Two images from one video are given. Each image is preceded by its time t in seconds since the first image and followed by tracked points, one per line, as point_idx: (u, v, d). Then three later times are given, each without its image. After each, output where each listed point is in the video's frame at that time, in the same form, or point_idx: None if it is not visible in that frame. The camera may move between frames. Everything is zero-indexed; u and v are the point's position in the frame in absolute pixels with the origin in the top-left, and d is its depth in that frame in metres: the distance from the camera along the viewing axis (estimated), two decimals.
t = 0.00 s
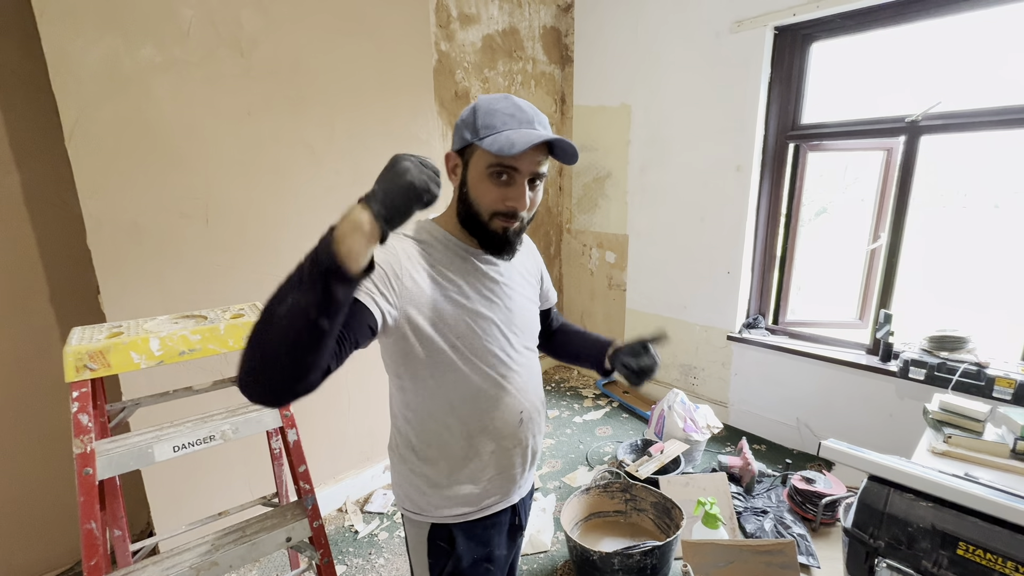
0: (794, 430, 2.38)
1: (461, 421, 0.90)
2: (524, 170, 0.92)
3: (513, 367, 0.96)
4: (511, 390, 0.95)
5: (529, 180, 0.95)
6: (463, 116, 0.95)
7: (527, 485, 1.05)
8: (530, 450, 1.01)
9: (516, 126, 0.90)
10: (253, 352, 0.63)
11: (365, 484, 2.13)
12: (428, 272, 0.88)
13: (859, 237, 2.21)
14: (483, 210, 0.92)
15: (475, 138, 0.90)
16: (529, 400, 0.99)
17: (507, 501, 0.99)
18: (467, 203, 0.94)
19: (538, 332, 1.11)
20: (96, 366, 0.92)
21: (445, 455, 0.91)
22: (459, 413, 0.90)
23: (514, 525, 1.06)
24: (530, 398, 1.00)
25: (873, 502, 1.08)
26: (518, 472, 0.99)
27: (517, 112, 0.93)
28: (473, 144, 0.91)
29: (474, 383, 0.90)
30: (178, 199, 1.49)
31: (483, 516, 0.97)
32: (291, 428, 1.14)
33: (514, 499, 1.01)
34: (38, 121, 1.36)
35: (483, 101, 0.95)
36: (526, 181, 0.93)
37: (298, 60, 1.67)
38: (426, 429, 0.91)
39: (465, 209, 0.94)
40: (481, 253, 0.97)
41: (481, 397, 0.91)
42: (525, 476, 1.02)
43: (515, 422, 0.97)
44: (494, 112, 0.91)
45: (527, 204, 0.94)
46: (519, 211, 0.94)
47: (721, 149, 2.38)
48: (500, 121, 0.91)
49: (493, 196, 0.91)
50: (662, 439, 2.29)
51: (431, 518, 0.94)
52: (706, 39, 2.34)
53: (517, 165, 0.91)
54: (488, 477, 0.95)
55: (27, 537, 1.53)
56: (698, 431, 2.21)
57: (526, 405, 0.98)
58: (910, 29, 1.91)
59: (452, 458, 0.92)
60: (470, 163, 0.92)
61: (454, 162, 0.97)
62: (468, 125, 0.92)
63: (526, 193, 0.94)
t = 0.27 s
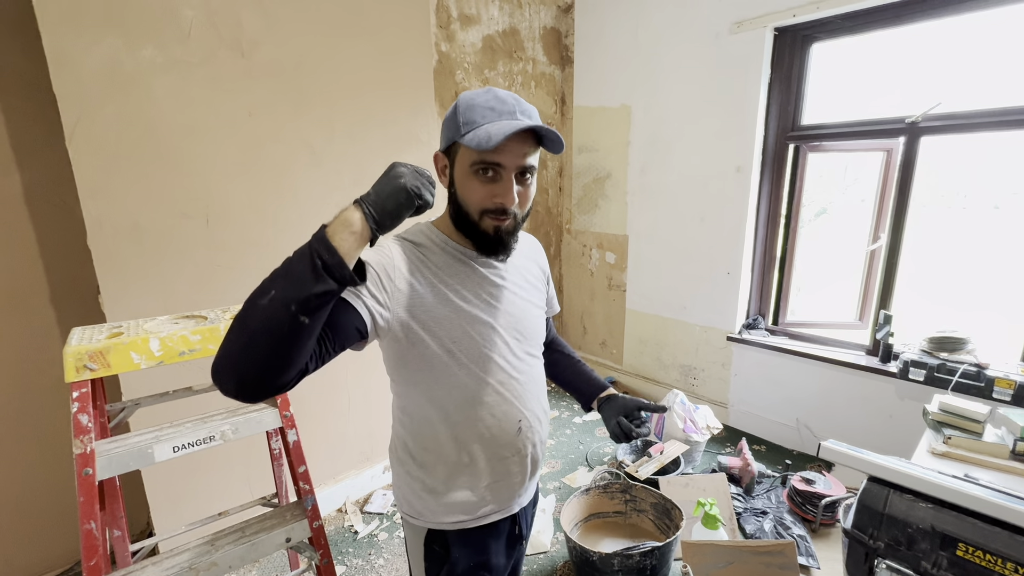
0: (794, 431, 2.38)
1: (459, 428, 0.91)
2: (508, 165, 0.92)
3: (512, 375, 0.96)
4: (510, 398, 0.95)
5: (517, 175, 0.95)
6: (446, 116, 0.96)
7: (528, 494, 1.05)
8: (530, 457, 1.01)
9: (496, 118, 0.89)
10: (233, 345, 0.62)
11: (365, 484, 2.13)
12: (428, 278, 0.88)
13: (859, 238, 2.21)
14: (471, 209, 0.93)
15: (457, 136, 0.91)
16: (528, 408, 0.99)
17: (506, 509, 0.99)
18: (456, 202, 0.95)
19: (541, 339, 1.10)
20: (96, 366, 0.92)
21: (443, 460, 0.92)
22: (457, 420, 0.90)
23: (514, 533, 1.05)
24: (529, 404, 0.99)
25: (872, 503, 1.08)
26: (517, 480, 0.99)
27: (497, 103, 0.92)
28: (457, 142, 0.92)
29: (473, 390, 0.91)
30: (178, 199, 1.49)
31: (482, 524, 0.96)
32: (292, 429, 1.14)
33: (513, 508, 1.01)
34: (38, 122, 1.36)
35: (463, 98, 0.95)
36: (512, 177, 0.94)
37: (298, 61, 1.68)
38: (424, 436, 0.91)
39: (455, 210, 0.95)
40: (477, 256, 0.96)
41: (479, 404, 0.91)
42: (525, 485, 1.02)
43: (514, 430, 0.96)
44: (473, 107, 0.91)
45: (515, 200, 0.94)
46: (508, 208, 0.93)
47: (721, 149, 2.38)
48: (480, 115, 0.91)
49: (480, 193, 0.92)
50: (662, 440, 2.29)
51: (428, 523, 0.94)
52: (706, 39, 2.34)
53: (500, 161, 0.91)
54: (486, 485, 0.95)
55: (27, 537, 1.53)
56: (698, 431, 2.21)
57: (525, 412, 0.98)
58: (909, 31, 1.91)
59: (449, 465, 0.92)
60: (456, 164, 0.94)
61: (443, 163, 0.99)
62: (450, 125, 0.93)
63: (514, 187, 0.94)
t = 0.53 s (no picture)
0: (796, 432, 2.38)
1: (465, 430, 0.91)
2: (501, 145, 0.95)
3: (518, 372, 0.95)
4: (517, 395, 0.95)
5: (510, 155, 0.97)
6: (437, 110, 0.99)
7: (535, 494, 1.05)
8: (537, 456, 1.01)
9: (484, 101, 0.92)
10: (245, 380, 0.65)
11: (366, 483, 2.13)
12: (430, 278, 0.87)
13: (861, 239, 2.21)
14: (468, 192, 0.94)
15: (448, 124, 0.94)
16: (535, 405, 0.99)
17: (514, 509, 0.99)
18: (454, 190, 0.96)
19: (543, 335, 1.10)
20: (100, 366, 0.92)
21: (450, 462, 0.92)
22: (464, 420, 0.90)
23: (521, 536, 1.05)
24: (535, 403, 0.99)
25: (875, 504, 1.08)
26: (524, 479, 0.99)
27: (484, 88, 0.95)
28: (449, 131, 0.95)
29: (479, 388, 0.90)
30: (181, 199, 1.49)
31: (490, 525, 0.97)
32: (295, 428, 1.14)
33: (521, 508, 1.01)
34: (42, 122, 1.36)
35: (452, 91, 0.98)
36: (506, 157, 0.96)
37: (301, 61, 1.68)
38: (430, 438, 0.91)
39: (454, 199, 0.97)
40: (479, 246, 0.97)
41: (486, 403, 0.91)
42: (532, 484, 1.02)
43: (521, 429, 0.96)
44: (462, 95, 0.93)
45: (512, 178, 0.95)
46: (505, 186, 0.95)
47: (723, 149, 2.38)
48: (469, 101, 0.93)
49: (477, 176, 0.94)
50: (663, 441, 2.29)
51: (436, 527, 0.94)
52: (708, 40, 2.34)
53: (493, 142, 0.94)
54: (494, 486, 0.95)
55: (30, 536, 1.53)
56: (699, 432, 2.20)
57: (531, 411, 0.97)
58: (912, 31, 1.91)
59: (457, 467, 0.92)
60: (451, 152, 0.96)
61: (438, 157, 1.01)
62: (441, 117, 0.96)
63: (509, 167, 0.96)
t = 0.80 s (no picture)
0: (798, 433, 2.37)
1: (466, 424, 0.91)
2: (490, 133, 0.98)
3: (516, 364, 0.95)
4: (516, 387, 0.95)
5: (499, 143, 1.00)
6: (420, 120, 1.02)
7: (537, 487, 1.05)
8: (538, 448, 1.01)
9: (467, 97, 0.96)
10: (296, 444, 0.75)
11: (368, 483, 2.13)
12: (425, 275, 0.89)
13: (864, 240, 2.21)
14: (467, 183, 0.96)
15: (436, 125, 0.97)
16: (535, 396, 0.98)
17: (518, 502, 0.99)
18: (452, 186, 0.98)
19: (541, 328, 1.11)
20: (104, 365, 0.93)
21: (452, 456, 0.92)
22: (464, 413, 0.91)
23: (523, 531, 1.06)
24: (536, 394, 0.99)
25: (878, 506, 1.07)
26: (527, 471, 0.99)
27: (463, 89, 0.99)
28: (437, 133, 0.98)
29: (478, 381, 0.91)
30: (184, 199, 1.49)
31: (494, 519, 0.97)
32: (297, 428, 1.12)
33: (524, 501, 1.01)
34: (47, 122, 1.37)
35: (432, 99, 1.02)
36: (497, 144, 0.99)
37: (304, 62, 1.68)
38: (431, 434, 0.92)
39: (453, 195, 0.98)
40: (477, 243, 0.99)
41: (486, 395, 0.91)
42: (535, 477, 1.02)
43: (522, 421, 0.96)
44: (445, 97, 0.97)
45: (506, 162, 0.98)
46: (502, 170, 0.97)
47: (726, 150, 2.37)
48: (452, 101, 0.96)
49: (473, 166, 0.96)
50: (665, 442, 2.29)
51: (440, 523, 0.94)
52: (711, 40, 2.34)
53: (483, 132, 0.97)
54: (497, 479, 0.95)
55: (33, 535, 1.54)
56: (701, 433, 2.20)
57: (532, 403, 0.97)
58: (915, 32, 1.90)
59: (459, 461, 0.92)
60: (443, 151, 0.98)
61: (430, 161, 1.03)
62: (427, 122, 0.99)
63: (502, 153, 0.99)
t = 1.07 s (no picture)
0: (798, 433, 2.37)
1: (459, 417, 0.91)
2: (474, 142, 0.96)
3: (508, 357, 0.95)
4: (508, 380, 0.95)
5: (485, 152, 0.98)
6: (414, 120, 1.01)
7: (530, 478, 1.05)
8: (530, 441, 1.01)
9: (455, 103, 0.93)
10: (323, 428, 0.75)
11: (368, 481, 2.14)
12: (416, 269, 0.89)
13: (866, 240, 2.20)
14: (447, 189, 0.96)
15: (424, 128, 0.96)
16: (527, 390, 0.99)
17: (510, 494, 0.99)
18: (435, 190, 0.98)
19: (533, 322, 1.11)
20: (104, 363, 0.93)
21: (445, 448, 0.92)
22: (457, 406, 0.91)
23: (517, 520, 1.06)
24: (528, 388, 0.99)
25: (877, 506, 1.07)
26: (519, 464, 0.99)
27: (456, 92, 0.96)
28: (426, 136, 0.97)
29: (469, 374, 0.91)
30: (185, 197, 1.49)
31: (487, 511, 0.97)
32: (297, 427, 1.12)
33: (517, 492, 1.01)
34: (47, 119, 1.37)
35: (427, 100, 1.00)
36: (481, 153, 0.97)
37: (304, 60, 1.68)
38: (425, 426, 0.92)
39: (436, 198, 0.99)
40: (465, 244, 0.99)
41: (478, 388, 0.91)
42: (527, 469, 1.02)
43: (514, 414, 0.96)
44: (436, 100, 0.95)
45: (488, 172, 0.97)
46: (483, 180, 0.96)
47: (727, 149, 2.37)
48: (441, 105, 0.94)
49: (455, 173, 0.95)
50: (665, 441, 2.29)
51: (434, 514, 0.94)
52: (712, 39, 2.33)
53: (467, 141, 0.95)
54: (489, 471, 0.95)
55: (34, 532, 1.54)
56: (701, 433, 2.20)
57: (524, 396, 0.97)
58: (917, 31, 1.90)
59: (452, 453, 0.92)
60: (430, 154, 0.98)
61: (421, 162, 1.03)
62: (418, 124, 0.98)
63: (485, 163, 0.97)
